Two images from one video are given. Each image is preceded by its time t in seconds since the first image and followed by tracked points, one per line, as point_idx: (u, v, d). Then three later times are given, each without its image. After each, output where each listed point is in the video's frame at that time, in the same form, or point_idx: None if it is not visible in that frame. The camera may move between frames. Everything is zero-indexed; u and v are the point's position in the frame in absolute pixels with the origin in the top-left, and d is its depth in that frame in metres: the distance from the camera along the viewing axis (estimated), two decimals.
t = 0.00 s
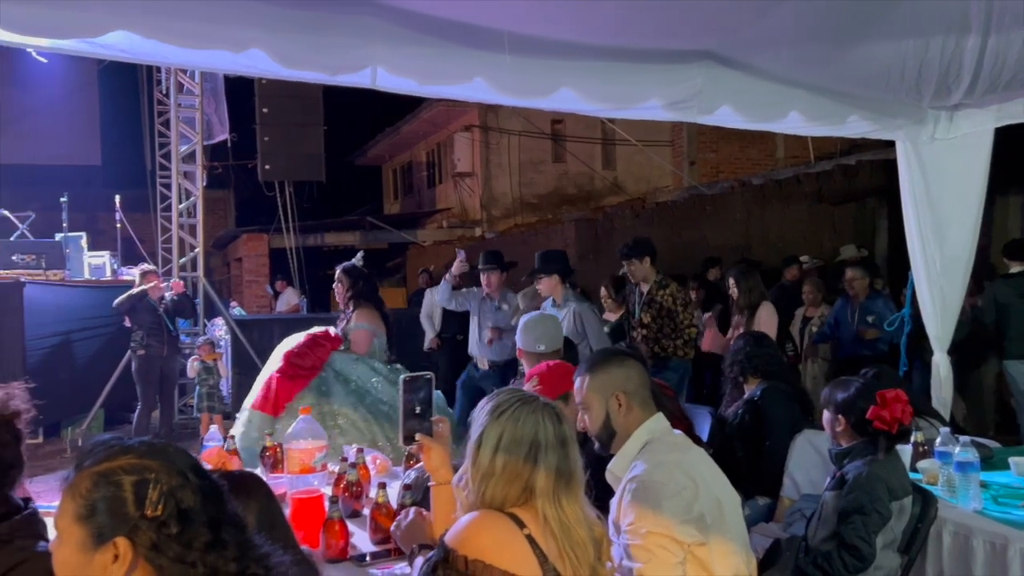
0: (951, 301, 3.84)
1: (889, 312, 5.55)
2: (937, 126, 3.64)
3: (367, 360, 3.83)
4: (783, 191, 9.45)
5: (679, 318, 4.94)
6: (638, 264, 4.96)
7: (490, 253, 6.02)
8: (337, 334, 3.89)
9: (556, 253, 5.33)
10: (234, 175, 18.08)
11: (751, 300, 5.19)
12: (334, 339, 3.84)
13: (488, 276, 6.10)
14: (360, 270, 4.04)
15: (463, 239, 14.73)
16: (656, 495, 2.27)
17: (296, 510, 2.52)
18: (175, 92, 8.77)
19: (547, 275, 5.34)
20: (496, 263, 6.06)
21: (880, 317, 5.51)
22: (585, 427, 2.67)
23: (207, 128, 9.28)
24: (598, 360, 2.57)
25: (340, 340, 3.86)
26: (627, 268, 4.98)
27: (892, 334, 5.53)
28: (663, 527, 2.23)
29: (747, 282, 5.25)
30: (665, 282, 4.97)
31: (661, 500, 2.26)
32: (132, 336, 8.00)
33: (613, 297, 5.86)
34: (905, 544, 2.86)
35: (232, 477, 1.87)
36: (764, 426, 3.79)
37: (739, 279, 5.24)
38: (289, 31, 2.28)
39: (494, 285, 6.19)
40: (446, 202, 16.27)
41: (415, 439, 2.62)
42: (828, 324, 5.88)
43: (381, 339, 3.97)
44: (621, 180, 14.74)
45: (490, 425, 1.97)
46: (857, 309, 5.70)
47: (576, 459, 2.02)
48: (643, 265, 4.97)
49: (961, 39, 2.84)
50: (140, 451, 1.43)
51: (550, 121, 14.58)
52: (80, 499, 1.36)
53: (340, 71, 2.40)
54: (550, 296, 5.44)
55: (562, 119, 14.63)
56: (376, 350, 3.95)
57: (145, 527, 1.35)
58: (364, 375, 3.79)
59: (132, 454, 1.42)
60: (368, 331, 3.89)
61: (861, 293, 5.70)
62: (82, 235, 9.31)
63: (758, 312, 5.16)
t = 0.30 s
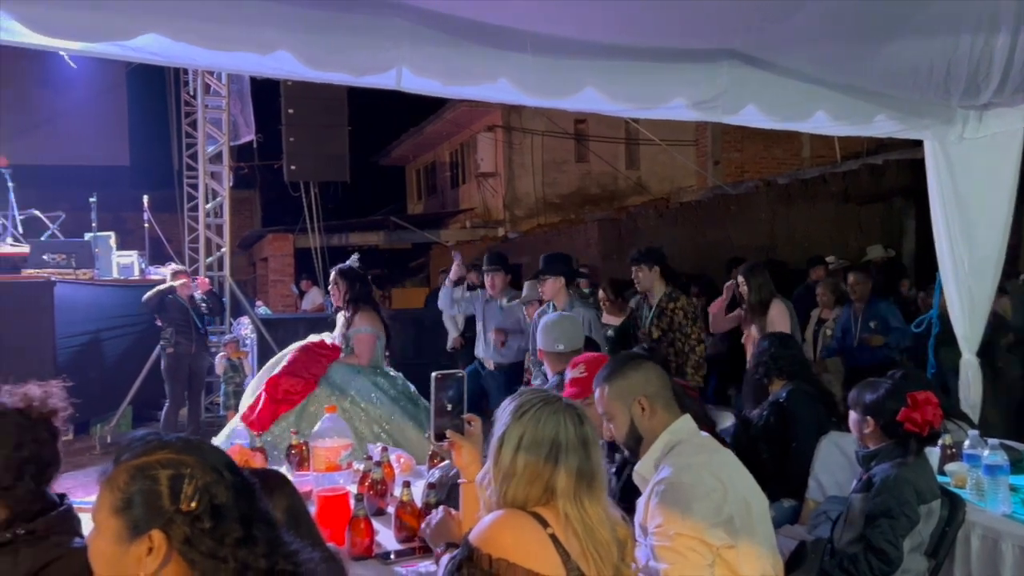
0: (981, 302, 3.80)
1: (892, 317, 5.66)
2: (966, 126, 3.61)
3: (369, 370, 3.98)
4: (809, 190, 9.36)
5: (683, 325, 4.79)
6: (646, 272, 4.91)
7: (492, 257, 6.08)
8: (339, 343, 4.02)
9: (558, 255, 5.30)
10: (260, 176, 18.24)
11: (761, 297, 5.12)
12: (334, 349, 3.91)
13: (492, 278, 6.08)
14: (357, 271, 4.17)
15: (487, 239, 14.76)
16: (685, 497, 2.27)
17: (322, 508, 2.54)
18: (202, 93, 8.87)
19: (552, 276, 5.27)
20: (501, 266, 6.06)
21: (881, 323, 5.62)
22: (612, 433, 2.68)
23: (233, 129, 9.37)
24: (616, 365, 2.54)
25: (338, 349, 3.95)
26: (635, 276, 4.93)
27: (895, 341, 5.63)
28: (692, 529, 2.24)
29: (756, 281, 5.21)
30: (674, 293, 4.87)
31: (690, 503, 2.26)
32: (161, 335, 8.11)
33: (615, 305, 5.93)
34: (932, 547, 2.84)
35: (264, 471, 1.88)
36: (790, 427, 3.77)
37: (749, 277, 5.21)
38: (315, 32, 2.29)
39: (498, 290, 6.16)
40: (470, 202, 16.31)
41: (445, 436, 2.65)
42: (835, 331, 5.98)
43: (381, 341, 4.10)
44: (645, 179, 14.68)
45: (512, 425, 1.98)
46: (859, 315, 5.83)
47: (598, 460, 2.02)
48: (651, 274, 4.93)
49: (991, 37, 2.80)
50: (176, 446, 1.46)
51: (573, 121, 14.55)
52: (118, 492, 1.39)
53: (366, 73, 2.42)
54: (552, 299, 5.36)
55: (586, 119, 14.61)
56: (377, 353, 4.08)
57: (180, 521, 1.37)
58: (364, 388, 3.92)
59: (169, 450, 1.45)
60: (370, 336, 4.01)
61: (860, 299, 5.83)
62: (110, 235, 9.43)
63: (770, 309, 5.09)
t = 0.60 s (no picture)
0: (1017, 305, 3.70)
1: (902, 322, 5.87)
2: (1002, 125, 3.45)
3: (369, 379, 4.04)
4: (839, 190, 9.28)
5: (695, 314, 4.62)
6: (646, 255, 4.72)
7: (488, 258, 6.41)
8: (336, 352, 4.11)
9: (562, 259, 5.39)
10: (288, 176, 18.41)
11: (779, 304, 5.11)
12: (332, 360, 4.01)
13: (484, 280, 6.54)
14: (355, 277, 4.31)
15: (513, 239, 14.78)
16: (715, 501, 2.27)
17: (349, 506, 2.56)
18: (232, 95, 8.97)
19: (560, 281, 5.33)
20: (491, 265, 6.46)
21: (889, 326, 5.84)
22: (638, 439, 2.68)
23: (263, 130, 9.46)
24: (639, 371, 2.52)
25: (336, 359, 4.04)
26: (635, 260, 4.75)
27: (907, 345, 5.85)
28: (724, 534, 2.24)
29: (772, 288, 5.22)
30: (675, 275, 4.69)
31: (721, 507, 2.26)
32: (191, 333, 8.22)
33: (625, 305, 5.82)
34: (965, 553, 2.77)
35: (295, 470, 1.90)
36: (819, 430, 3.78)
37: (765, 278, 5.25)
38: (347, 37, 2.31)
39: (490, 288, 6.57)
40: (496, 202, 16.34)
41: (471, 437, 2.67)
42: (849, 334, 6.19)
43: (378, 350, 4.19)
44: (672, 180, 14.62)
45: (538, 427, 1.98)
46: (871, 317, 6.05)
47: (625, 462, 2.01)
48: (651, 257, 4.73)
49: None
50: (212, 445, 1.48)
51: (599, 121, 14.52)
52: (155, 488, 1.42)
53: (394, 74, 2.44)
54: (558, 302, 5.41)
55: (612, 119, 14.59)
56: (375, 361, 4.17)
57: (214, 518, 1.39)
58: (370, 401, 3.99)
59: (205, 448, 1.47)
60: (366, 346, 4.09)
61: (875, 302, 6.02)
62: (142, 235, 9.54)
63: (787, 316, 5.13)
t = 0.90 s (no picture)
0: None
1: (926, 325, 5.75)
2: None
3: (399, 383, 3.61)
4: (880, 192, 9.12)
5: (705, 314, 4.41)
6: (656, 249, 4.52)
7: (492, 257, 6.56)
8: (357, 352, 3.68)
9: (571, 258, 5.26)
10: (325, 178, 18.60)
11: (801, 304, 5.01)
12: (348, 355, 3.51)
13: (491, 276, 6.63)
14: (366, 286, 3.95)
15: (547, 241, 14.75)
16: (754, 511, 2.25)
17: (387, 511, 2.56)
18: (270, 99, 9.08)
19: (561, 280, 5.22)
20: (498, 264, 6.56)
21: (912, 329, 5.74)
22: (674, 445, 2.65)
23: (301, 133, 9.57)
24: (681, 376, 2.49)
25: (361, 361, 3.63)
26: (644, 252, 4.55)
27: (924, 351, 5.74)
28: (764, 544, 2.23)
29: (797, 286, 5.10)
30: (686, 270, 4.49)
31: (759, 518, 2.24)
32: (230, 334, 8.32)
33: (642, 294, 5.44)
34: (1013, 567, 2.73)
35: (335, 476, 1.91)
36: (861, 437, 3.74)
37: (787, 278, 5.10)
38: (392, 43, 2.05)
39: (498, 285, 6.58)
40: (530, 203, 16.34)
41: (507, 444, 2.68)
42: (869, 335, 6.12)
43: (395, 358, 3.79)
44: (709, 180, 14.48)
45: (577, 436, 1.97)
46: (894, 318, 5.95)
47: (664, 472, 1.99)
48: (662, 250, 4.53)
49: None
50: (257, 453, 1.50)
51: (635, 122, 14.44)
52: (204, 494, 1.44)
53: (433, 80, 2.19)
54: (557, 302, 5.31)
55: (648, 120, 14.50)
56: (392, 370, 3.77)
57: (263, 524, 1.41)
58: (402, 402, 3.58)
59: (250, 455, 1.49)
60: (388, 353, 3.69)
61: (899, 301, 5.93)
62: (183, 237, 9.69)
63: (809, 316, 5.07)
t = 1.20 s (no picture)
0: None
1: (944, 327, 5.77)
2: None
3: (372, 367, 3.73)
4: (912, 193, 9.04)
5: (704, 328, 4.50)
6: (660, 264, 4.63)
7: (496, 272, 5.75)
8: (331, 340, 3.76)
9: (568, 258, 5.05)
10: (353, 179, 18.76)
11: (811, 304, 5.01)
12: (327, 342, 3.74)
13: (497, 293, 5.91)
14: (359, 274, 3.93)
15: (574, 242, 14.77)
16: (784, 518, 2.24)
17: (415, 512, 2.58)
18: (300, 101, 9.19)
19: (556, 282, 5.03)
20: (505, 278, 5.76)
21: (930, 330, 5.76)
22: (705, 449, 2.64)
23: (330, 135, 9.66)
24: (712, 379, 2.48)
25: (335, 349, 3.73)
26: (650, 266, 4.68)
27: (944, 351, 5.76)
28: (793, 551, 2.21)
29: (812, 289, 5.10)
30: (688, 288, 4.58)
31: (789, 524, 2.23)
32: (261, 334, 8.41)
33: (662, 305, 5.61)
34: None
35: (368, 477, 1.92)
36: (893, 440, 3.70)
37: (799, 279, 5.09)
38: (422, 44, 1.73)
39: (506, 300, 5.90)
40: (557, 204, 16.34)
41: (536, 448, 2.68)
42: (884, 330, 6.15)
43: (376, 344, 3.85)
44: (738, 181, 14.41)
45: (605, 440, 1.97)
46: (911, 317, 5.97)
47: (695, 477, 1.98)
48: (667, 266, 4.63)
49: None
50: (289, 455, 1.51)
51: (663, 123, 14.41)
52: (237, 496, 1.45)
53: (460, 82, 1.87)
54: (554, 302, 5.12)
55: (676, 120, 14.47)
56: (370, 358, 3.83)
57: (295, 527, 1.43)
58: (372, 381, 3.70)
59: (282, 457, 1.50)
60: (364, 340, 3.75)
61: (916, 301, 5.92)
62: (213, 238, 9.79)
63: (821, 316, 5.01)
